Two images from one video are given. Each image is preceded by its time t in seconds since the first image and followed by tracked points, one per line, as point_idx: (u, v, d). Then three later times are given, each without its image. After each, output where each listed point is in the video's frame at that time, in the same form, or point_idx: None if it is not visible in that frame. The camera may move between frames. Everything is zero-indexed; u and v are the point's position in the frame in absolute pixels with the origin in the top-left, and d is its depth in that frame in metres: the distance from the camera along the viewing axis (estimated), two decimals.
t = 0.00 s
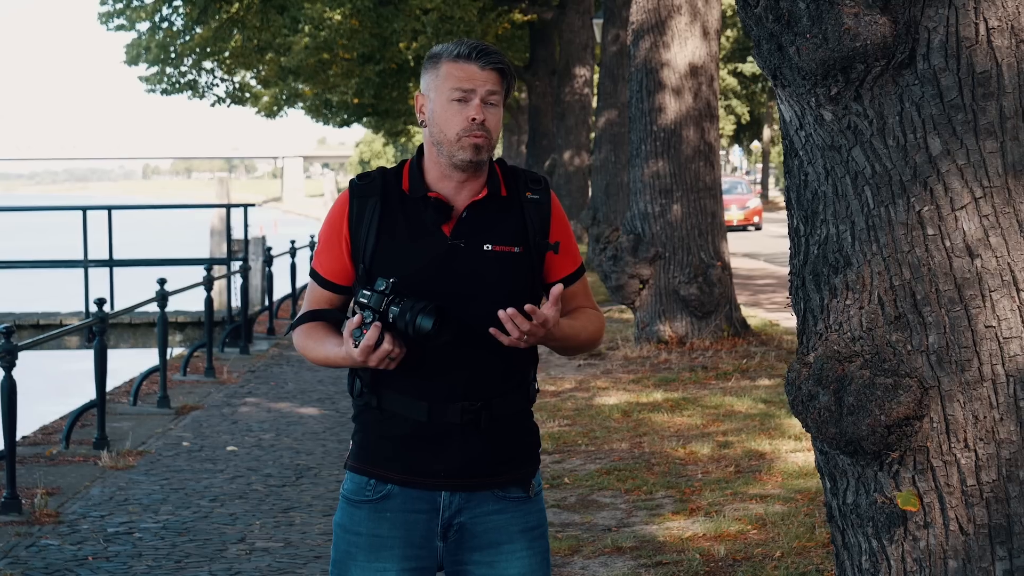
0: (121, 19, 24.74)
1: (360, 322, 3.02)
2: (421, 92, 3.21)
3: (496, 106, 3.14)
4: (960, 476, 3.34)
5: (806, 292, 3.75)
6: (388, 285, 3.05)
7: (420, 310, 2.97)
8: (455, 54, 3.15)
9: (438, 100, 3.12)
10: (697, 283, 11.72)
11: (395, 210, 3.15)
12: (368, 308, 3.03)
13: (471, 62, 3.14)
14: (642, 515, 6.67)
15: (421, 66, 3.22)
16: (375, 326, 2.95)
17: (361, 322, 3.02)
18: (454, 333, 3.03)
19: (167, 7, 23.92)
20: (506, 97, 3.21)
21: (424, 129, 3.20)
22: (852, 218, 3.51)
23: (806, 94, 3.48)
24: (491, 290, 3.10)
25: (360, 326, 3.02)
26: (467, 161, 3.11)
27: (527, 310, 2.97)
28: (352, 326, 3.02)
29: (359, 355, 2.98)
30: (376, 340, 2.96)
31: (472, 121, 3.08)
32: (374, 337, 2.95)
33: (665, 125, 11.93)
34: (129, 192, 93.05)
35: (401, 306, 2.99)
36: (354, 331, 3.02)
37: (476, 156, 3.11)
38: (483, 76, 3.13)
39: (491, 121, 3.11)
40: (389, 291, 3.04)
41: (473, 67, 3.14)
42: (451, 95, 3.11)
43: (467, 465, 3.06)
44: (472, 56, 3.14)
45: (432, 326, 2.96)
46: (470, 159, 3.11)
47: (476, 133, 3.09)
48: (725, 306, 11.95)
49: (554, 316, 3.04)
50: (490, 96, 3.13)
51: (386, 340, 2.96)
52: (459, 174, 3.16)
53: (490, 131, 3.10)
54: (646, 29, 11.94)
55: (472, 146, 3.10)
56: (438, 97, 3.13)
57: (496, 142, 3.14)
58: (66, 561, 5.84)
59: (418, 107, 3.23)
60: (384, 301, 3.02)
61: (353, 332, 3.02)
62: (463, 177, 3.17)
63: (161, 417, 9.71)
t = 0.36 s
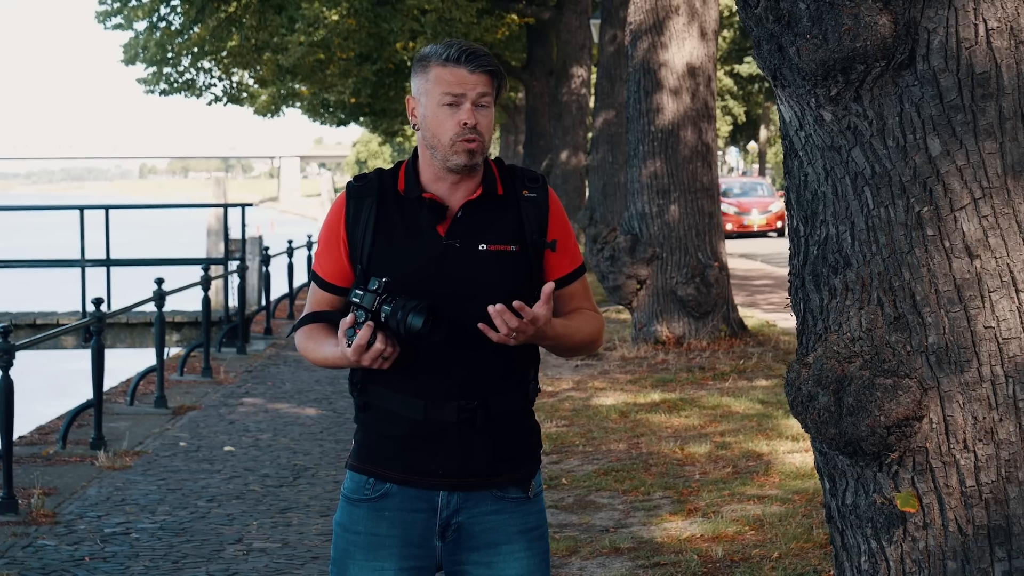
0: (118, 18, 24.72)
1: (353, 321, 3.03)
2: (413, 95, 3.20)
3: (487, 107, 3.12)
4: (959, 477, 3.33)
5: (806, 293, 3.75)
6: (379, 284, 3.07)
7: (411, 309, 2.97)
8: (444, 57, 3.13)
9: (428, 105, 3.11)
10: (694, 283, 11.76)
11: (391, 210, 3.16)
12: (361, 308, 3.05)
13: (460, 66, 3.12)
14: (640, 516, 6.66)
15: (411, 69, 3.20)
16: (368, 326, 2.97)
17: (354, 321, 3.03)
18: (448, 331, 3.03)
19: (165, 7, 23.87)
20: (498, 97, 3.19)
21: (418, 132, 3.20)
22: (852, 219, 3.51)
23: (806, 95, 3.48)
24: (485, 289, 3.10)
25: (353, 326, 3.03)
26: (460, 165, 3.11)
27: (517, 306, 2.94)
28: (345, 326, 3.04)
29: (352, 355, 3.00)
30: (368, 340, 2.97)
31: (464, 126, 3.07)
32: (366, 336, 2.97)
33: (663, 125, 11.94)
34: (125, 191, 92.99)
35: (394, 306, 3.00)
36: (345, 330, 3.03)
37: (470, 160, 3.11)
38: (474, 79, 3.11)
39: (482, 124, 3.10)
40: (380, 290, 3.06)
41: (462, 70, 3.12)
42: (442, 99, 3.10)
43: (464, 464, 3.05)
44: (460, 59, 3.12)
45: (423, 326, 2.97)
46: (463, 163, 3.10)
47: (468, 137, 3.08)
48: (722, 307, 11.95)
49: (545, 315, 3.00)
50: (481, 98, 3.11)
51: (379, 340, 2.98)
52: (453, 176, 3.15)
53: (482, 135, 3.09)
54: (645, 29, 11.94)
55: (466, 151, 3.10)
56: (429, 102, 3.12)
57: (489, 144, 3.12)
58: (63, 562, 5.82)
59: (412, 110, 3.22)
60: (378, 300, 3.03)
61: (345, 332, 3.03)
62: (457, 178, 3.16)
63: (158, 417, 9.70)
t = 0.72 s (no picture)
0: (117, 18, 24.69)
1: (365, 341, 3.00)
2: (397, 103, 3.23)
3: (469, 104, 3.14)
4: (959, 477, 3.33)
5: (806, 294, 3.75)
6: (390, 303, 3.02)
7: (426, 326, 2.96)
8: (423, 58, 3.16)
9: (410, 108, 3.14)
10: (692, 284, 11.77)
11: (385, 216, 3.16)
12: (373, 327, 3.01)
13: (439, 65, 3.15)
14: (639, 517, 6.66)
15: (394, 77, 3.24)
16: (381, 344, 2.95)
17: (367, 340, 3.00)
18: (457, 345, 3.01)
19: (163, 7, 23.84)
20: (481, 95, 3.20)
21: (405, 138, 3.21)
22: (851, 219, 3.51)
23: (806, 95, 3.48)
24: (480, 294, 3.09)
25: (366, 345, 3.01)
26: (447, 164, 3.11)
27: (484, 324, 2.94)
28: (358, 344, 3.01)
29: (366, 374, 2.99)
30: (383, 358, 2.96)
31: (447, 123, 3.09)
32: (381, 355, 2.96)
33: (662, 126, 11.94)
34: (123, 192, 93.02)
35: (407, 325, 2.97)
36: (359, 350, 3.00)
37: (455, 158, 3.11)
38: (452, 77, 3.14)
39: (465, 120, 3.11)
40: (392, 310, 3.01)
41: (441, 69, 3.15)
42: (423, 99, 3.12)
43: (463, 465, 3.05)
44: (439, 58, 3.15)
45: (439, 343, 2.96)
46: (450, 162, 3.11)
47: (452, 135, 3.09)
48: (721, 308, 11.95)
49: (524, 345, 2.97)
50: (462, 95, 3.13)
51: (393, 359, 2.96)
52: (444, 178, 3.16)
53: (466, 132, 3.10)
54: (643, 30, 11.94)
55: (451, 149, 3.10)
56: (411, 104, 3.15)
57: (474, 141, 3.13)
58: (62, 564, 5.81)
59: (397, 118, 3.25)
60: (389, 319, 2.99)
61: (358, 350, 3.01)
62: (447, 181, 3.16)
63: (157, 419, 9.69)
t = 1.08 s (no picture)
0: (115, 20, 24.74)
1: (361, 343, 3.01)
2: (378, 109, 3.25)
3: (445, 104, 3.15)
4: (957, 476, 3.33)
5: (804, 294, 3.75)
6: (385, 304, 3.02)
7: (420, 328, 2.95)
8: (395, 62, 3.18)
9: (388, 112, 3.16)
10: (690, 284, 11.77)
11: (375, 220, 3.17)
12: (368, 329, 3.02)
13: (411, 67, 3.17)
14: (637, 517, 6.66)
15: (374, 84, 3.27)
16: (376, 347, 2.96)
17: (362, 342, 3.01)
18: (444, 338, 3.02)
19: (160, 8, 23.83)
20: (458, 94, 3.21)
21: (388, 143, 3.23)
22: (849, 219, 3.51)
23: (803, 96, 3.48)
24: (469, 295, 3.09)
25: (361, 348, 3.02)
26: (426, 165, 3.12)
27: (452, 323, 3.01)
28: (353, 347, 3.02)
29: (362, 376, 2.99)
30: (378, 360, 2.97)
31: (422, 124, 3.10)
32: (376, 357, 2.96)
33: (659, 126, 11.95)
34: (121, 194, 92.97)
35: (400, 326, 2.97)
36: (354, 352, 3.01)
37: (433, 158, 3.12)
38: (425, 77, 3.15)
39: (440, 120, 3.12)
40: (387, 311, 3.02)
41: (413, 71, 3.17)
42: (397, 102, 3.15)
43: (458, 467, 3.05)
44: (413, 60, 3.17)
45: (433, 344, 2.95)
46: (428, 162, 3.12)
47: (429, 135, 3.10)
48: (719, 308, 11.95)
49: (497, 345, 2.97)
50: (436, 96, 3.15)
51: (387, 360, 2.97)
52: (430, 180, 3.16)
53: (441, 131, 3.11)
54: (641, 30, 11.94)
55: (428, 150, 3.11)
56: (388, 109, 3.17)
57: (452, 140, 3.13)
58: (60, 566, 5.81)
59: (381, 123, 3.27)
60: (383, 321, 2.99)
61: (354, 353, 3.02)
62: (432, 182, 3.17)
63: (155, 421, 9.69)
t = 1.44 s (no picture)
0: (114, 20, 24.71)
1: (319, 327, 3.08)
2: (363, 112, 3.27)
3: (425, 102, 3.15)
4: (955, 478, 3.33)
5: (801, 295, 3.75)
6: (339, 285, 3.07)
7: (368, 303, 2.97)
8: (375, 65, 3.19)
9: (370, 114, 3.18)
10: (688, 285, 11.77)
11: (365, 223, 3.19)
12: (325, 312, 3.07)
13: (391, 68, 3.17)
14: (635, 519, 6.66)
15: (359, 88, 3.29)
16: (330, 328, 3.02)
17: (320, 325, 3.08)
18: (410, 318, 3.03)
19: (160, 9, 23.75)
20: (441, 92, 3.21)
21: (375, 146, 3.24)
22: (847, 220, 3.51)
23: (801, 97, 3.49)
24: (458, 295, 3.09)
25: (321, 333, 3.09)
26: (408, 164, 3.12)
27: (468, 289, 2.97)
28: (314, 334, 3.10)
29: (323, 359, 3.06)
30: (333, 341, 3.02)
31: (402, 123, 3.11)
32: (330, 338, 3.02)
33: (657, 127, 11.95)
34: (119, 195, 92.92)
35: (353, 303, 3.01)
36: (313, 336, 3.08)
37: (415, 156, 3.12)
38: (404, 77, 3.16)
39: (421, 118, 3.12)
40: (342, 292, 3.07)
41: (392, 72, 3.17)
42: (378, 103, 3.16)
43: (450, 468, 3.05)
44: (392, 61, 3.18)
45: (381, 318, 2.96)
46: (410, 162, 3.12)
47: (410, 133, 3.10)
48: (716, 309, 11.97)
49: (513, 315, 2.96)
50: (416, 95, 3.15)
51: (343, 340, 3.01)
52: (416, 181, 3.17)
53: (423, 129, 3.11)
54: (640, 31, 11.94)
55: (410, 149, 3.11)
56: (370, 111, 3.19)
57: (435, 138, 3.13)
58: (58, 567, 5.80)
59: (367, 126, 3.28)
60: (338, 302, 3.05)
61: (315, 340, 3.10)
62: (419, 184, 3.18)
63: (153, 422, 9.67)
